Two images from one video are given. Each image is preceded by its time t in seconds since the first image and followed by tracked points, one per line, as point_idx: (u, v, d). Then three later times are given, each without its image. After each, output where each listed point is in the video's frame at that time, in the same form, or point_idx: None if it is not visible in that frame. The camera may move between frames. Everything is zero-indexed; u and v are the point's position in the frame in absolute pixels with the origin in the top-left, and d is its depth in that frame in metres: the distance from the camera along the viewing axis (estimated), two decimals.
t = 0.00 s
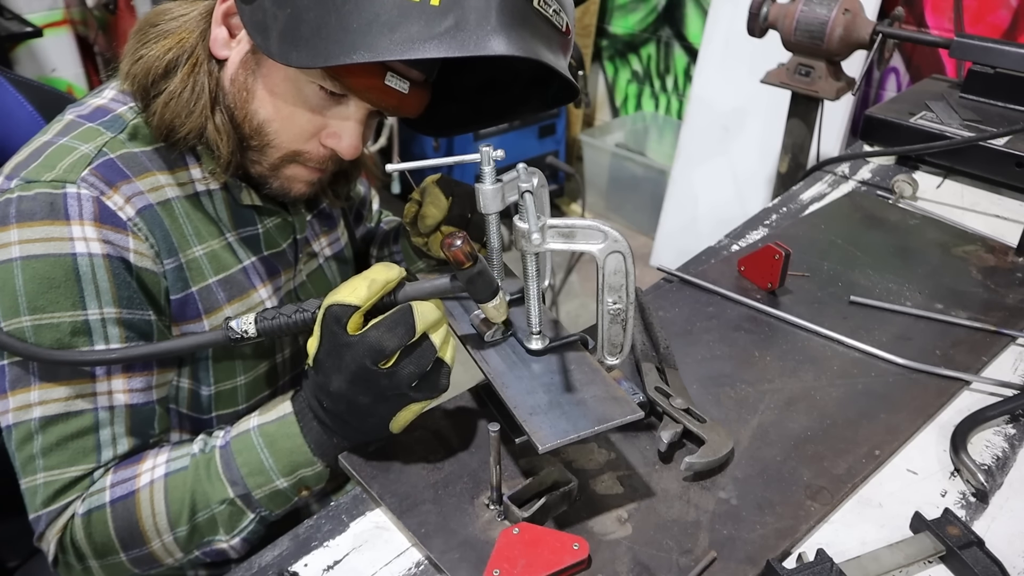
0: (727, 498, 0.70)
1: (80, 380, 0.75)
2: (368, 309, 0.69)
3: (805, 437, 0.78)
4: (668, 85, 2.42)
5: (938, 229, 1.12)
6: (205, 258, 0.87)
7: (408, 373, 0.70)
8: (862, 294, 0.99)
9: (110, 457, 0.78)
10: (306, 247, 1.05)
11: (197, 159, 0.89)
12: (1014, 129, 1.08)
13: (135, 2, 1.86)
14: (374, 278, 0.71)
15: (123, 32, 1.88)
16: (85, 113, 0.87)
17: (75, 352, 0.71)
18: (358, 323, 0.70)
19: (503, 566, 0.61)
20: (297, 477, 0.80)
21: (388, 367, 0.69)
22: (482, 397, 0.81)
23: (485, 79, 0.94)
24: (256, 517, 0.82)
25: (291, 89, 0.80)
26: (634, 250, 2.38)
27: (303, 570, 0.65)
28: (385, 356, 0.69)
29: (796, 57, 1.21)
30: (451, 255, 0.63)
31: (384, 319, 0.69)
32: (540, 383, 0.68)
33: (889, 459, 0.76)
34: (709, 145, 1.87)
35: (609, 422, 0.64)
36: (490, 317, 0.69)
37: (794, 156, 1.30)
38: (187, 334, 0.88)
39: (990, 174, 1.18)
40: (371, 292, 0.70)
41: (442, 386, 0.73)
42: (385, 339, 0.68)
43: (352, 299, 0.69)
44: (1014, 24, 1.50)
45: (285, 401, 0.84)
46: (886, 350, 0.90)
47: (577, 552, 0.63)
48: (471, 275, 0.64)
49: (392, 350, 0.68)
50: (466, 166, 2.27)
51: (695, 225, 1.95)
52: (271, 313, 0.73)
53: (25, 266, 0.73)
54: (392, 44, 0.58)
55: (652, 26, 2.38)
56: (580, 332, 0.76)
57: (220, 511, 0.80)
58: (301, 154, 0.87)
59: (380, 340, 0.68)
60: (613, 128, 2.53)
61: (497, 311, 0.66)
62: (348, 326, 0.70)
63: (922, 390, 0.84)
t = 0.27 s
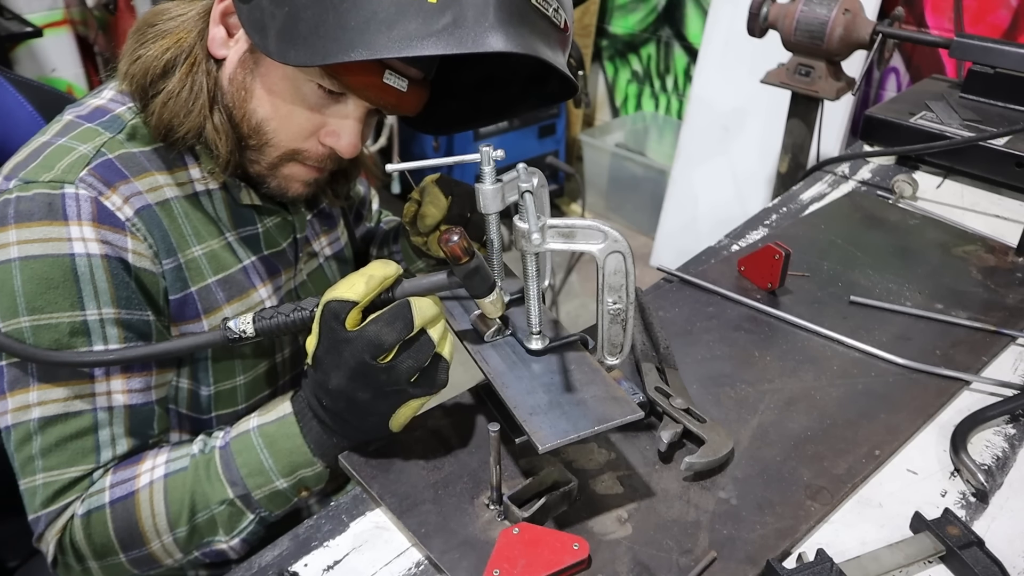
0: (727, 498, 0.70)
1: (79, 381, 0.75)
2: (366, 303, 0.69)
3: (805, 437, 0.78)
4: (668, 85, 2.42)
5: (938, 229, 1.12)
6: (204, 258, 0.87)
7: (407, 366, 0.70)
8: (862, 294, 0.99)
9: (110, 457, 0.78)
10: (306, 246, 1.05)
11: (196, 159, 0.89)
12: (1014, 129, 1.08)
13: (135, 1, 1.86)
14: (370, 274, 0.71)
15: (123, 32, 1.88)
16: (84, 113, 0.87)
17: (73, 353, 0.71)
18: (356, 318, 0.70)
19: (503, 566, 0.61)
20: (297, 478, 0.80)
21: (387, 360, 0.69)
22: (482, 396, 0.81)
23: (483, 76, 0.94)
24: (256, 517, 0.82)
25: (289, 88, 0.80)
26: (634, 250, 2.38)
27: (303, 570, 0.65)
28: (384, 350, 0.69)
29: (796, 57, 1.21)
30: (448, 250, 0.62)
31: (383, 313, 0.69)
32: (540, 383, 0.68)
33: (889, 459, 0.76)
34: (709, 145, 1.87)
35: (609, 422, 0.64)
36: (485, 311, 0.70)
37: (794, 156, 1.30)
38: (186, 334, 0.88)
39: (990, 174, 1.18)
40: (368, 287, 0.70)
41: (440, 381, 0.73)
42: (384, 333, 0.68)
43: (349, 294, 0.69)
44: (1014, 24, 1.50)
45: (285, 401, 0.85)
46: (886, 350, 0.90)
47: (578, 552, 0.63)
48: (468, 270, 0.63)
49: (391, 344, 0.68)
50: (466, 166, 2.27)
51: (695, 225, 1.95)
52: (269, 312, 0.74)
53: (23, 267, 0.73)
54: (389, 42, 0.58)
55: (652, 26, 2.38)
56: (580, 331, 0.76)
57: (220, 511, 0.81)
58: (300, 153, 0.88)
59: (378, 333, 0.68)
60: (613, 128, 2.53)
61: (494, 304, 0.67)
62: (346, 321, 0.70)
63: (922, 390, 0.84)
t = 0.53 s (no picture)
0: (727, 498, 0.70)
1: (77, 379, 0.75)
2: (365, 329, 0.69)
3: (805, 437, 0.78)
4: (668, 85, 2.42)
5: (938, 229, 1.12)
6: (203, 255, 0.88)
7: (409, 391, 0.70)
8: (862, 294, 0.99)
9: (109, 455, 0.78)
10: (308, 245, 1.05)
11: (196, 155, 0.89)
12: (1014, 129, 1.08)
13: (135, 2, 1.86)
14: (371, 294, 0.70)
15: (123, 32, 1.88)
16: (83, 110, 0.87)
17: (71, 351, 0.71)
18: (355, 342, 0.70)
19: (503, 566, 0.61)
20: (298, 476, 0.80)
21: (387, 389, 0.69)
22: (482, 396, 0.81)
23: (484, 47, 0.93)
24: (257, 515, 0.82)
25: (284, 75, 0.80)
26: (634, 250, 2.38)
27: (303, 570, 0.65)
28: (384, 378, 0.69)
29: (796, 57, 1.21)
30: (452, 277, 0.62)
31: (383, 338, 0.69)
32: (540, 383, 0.68)
33: (889, 459, 0.76)
34: (709, 145, 1.87)
35: (609, 422, 0.64)
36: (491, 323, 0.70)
37: (794, 156, 1.30)
38: (185, 332, 0.88)
39: (990, 174, 1.18)
40: (367, 314, 0.69)
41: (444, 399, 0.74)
42: (384, 361, 0.68)
43: (348, 321, 0.68)
44: (1014, 24, 1.50)
45: (286, 402, 0.84)
46: (886, 350, 0.90)
47: (578, 552, 0.63)
48: (473, 293, 0.63)
49: (392, 372, 0.69)
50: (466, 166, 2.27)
51: (695, 225, 1.95)
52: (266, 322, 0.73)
53: (21, 264, 0.72)
54: (379, 17, 0.58)
55: (652, 26, 2.38)
56: (580, 332, 0.76)
57: (221, 510, 0.80)
58: (299, 140, 0.87)
59: (379, 362, 0.68)
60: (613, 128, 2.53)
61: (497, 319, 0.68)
62: (344, 347, 0.69)
63: (921, 390, 0.84)
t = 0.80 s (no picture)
0: (727, 498, 0.70)
1: (43, 371, 0.74)
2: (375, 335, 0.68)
3: (805, 437, 0.78)
4: (668, 85, 2.42)
5: (938, 229, 1.12)
6: (201, 244, 0.87)
7: (420, 391, 0.71)
8: (862, 294, 0.99)
9: (103, 445, 0.79)
10: (308, 244, 1.05)
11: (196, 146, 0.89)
12: (1014, 129, 1.08)
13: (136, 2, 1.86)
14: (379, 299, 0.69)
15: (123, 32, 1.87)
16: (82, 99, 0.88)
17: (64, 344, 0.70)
18: (366, 347, 0.69)
19: (503, 565, 0.61)
20: (302, 467, 0.79)
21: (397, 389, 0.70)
22: (482, 397, 0.81)
23: None
24: (258, 507, 0.82)
25: (263, 60, 0.81)
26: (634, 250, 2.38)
27: (303, 570, 0.65)
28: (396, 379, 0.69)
29: (796, 57, 1.21)
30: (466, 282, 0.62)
31: (393, 339, 0.68)
32: (540, 383, 0.68)
33: (889, 459, 0.76)
34: (709, 144, 1.87)
35: (609, 422, 0.64)
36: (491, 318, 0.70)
37: (794, 157, 1.30)
38: (183, 323, 0.88)
39: (990, 174, 1.18)
40: (378, 320, 0.68)
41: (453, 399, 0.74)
42: (396, 361, 0.68)
43: (360, 329, 0.67)
44: (1014, 24, 1.50)
45: (285, 387, 0.82)
46: (886, 350, 0.90)
47: (577, 552, 0.63)
48: (481, 297, 0.64)
49: (403, 372, 0.68)
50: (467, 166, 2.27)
51: (696, 225, 1.95)
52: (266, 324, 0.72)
53: (16, 248, 0.72)
54: None
55: (652, 26, 2.38)
56: (580, 332, 0.76)
57: (222, 501, 0.80)
58: (291, 120, 0.87)
59: (390, 362, 0.68)
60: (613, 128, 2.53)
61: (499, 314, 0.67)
62: (355, 353, 0.68)
63: (922, 390, 0.84)
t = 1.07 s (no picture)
0: (727, 498, 0.70)
1: (41, 379, 0.73)
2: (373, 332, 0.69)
3: (805, 437, 0.78)
4: (668, 85, 2.42)
5: (938, 229, 1.12)
6: (201, 246, 0.87)
7: (419, 388, 0.71)
8: (862, 294, 0.99)
9: (109, 449, 0.78)
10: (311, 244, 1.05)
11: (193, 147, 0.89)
12: (1014, 129, 1.08)
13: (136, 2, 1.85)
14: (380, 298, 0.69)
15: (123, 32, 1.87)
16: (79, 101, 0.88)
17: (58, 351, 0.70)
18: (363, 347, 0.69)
19: (503, 565, 0.61)
20: (306, 463, 0.79)
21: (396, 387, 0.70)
22: (482, 397, 0.81)
23: None
24: (266, 504, 0.82)
25: (259, 58, 0.80)
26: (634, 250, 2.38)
27: (303, 570, 0.65)
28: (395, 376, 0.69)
29: (796, 57, 1.21)
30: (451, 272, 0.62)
31: (389, 338, 0.69)
32: (540, 383, 0.68)
33: (889, 459, 0.76)
34: (709, 145, 1.87)
35: (609, 422, 0.64)
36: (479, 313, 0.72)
37: (794, 157, 1.30)
38: (185, 326, 0.88)
39: (990, 174, 1.18)
40: (378, 317, 0.68)
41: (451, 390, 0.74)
42: (392, 361, 0.68)
43: (359, 326, 0.68)
44: (1014, 24, 1.50)
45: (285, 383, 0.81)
46: (886, 350, 0.90)
47: (577, 552, 0.63)
48: (468, 289, 0.64)
49: (399, 370, 0.69)
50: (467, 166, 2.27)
51: (696, 225, 1.95)
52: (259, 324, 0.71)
53: (17, 255, 0.72)
54: None
55: (652, 26, 2.38)
56: (580, 332, 0.76)
57: (229, 500, 0.80)
58: (289, 118, 0.86)
59: (386, 362, 0.68)
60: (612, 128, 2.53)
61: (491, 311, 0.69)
62: (353, 351, 0.68)
63: (922, 390, 0.84)
